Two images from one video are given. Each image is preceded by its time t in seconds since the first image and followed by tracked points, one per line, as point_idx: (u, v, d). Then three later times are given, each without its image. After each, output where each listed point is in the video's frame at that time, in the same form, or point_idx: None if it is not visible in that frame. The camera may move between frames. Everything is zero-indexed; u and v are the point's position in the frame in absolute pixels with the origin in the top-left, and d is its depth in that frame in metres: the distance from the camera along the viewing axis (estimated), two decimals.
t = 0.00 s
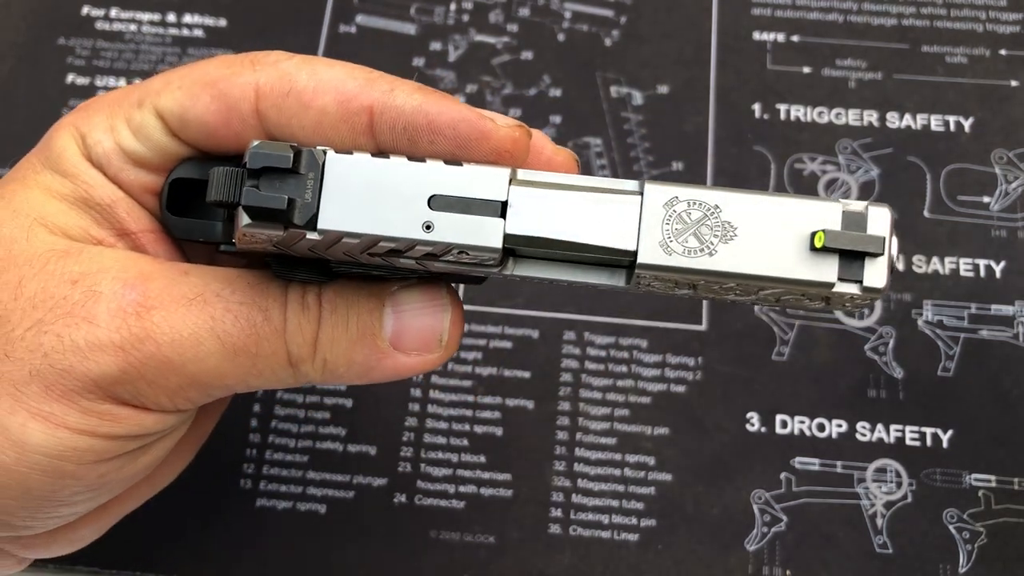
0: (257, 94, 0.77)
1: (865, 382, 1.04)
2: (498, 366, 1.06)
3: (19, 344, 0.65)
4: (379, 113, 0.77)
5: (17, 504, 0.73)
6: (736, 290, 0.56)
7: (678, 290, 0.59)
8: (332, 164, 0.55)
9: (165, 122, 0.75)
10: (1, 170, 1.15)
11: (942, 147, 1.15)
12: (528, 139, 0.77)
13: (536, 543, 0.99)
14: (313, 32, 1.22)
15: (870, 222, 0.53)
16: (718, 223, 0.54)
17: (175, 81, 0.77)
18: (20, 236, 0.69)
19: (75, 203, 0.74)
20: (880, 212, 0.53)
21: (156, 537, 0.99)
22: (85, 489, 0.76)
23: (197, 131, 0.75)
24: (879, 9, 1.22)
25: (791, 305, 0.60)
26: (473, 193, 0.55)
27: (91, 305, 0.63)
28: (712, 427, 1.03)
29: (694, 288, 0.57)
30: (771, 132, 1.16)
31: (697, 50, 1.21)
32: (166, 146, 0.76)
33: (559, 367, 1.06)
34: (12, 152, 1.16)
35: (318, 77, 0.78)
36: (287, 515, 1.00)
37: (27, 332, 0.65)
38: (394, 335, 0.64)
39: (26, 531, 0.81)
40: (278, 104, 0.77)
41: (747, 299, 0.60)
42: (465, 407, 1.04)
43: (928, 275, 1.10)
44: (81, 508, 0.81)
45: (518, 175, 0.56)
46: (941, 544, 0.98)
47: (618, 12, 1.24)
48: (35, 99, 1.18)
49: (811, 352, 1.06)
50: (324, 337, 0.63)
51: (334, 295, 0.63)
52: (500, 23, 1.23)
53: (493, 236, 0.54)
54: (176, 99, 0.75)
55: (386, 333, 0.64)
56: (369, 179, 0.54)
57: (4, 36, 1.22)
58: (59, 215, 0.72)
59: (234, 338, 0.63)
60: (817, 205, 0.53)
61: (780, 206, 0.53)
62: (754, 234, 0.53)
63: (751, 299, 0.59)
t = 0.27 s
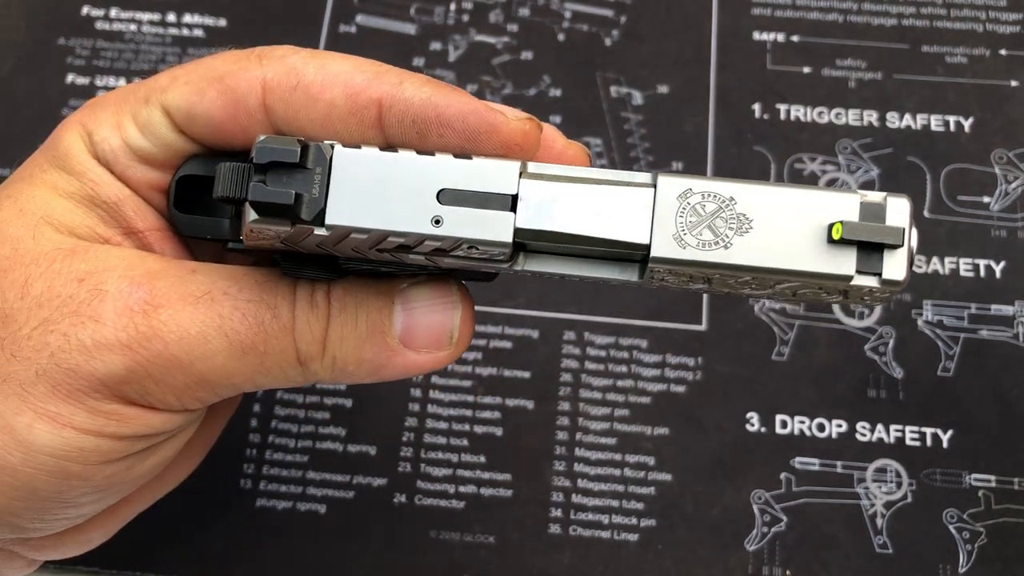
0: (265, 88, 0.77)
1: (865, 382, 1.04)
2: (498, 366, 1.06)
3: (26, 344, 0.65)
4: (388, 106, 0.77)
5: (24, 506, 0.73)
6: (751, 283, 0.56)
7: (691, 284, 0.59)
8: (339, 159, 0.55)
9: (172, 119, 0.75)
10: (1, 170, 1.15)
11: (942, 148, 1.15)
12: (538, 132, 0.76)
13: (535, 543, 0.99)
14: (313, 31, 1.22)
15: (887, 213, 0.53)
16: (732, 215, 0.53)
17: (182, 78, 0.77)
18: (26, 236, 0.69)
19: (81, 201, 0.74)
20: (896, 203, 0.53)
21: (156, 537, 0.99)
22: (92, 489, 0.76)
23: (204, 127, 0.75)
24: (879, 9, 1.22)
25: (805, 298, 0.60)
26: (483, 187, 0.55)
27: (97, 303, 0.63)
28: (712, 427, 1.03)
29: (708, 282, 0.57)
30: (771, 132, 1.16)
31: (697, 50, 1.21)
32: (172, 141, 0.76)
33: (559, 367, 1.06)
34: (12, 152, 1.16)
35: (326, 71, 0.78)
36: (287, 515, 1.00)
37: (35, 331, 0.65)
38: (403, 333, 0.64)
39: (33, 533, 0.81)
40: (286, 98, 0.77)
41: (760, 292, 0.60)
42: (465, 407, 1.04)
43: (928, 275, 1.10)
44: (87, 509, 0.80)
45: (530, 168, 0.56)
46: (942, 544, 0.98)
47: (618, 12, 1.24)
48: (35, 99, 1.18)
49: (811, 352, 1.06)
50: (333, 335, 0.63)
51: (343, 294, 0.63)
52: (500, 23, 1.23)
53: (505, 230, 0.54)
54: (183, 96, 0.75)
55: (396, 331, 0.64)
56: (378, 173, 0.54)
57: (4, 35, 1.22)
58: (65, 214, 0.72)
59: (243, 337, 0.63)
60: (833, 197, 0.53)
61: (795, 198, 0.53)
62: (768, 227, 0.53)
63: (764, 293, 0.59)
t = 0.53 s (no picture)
0: (268, 90, 0.76)
1: (865, 382, 1.04)
2: (498, 366, 1.06)
3: (30, 346, 0.65)
4: (391, 108, 0.77)
5: (28, 508, 0.73)
6: (755, 283, 0.56)
7: (695, 285, 0.59)
8: (344, 161, 0.55)
9: (175, 120, 0.75)
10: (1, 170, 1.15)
11: (942, 148, 1.15)
12: (541, 132, 0.76)
13: (535, 543, 0.99)
14: (313, 32, 1.22)
15: (890, 213, 0.53)
16: (735, 215, 0.53)
17: (185, 80, 0.77)
18: (30, 237, 0.69)
19: (85, 203, 0.74)
20: (900, 204, 0.53)
21: (157, 537, 0.99)
22: (95, 492, 0.76)
23: (207, 128, 0.75)
24: (879, 9, 1.22)
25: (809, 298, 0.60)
26: (487, 187, 0.55)
27: (101, 305, 0.63)
28: (712, 427, 1.03)
29: (712, 282, 0.57)
30: (771, 132, 1.16)
31: (696, 50, 1.21)
32: (175, 143, 0.75)
33: (559, 367, 1.06)
34: (13, 152, 1.16)
35: (329, 73, 0.78)
36: (287, 515, 1.00)
37: (38, 333, 0.65)
38: (407, 333, 0.64)
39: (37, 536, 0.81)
40: (289, 100, 0.77)
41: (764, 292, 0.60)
42: (465, 407, 1.04)
43: (928, 275, 1.10)
44: (91, 511, 0.80)
45: (533, 169, 0.56)
46: (942, 544, 0.98)
47: (618, 12, 1.24)
48: (35, 99, 1.18)
49: (811, 352, 1.06)
50: (337, 336, 0.63)
51: (347, 294, 0.63)
52: (500, 23, 1.23)
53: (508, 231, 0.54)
54: (186, 97, 0.75)
55: (399, 332, 0.64)
56: (383, 174, 0.54)
57: (5, 35, 1.22)
58: (69, 216, 0.72)
59: (247, 338, 0.63)
60: (835, 196, 0.53)
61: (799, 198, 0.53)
62: (772, 227, 0.53)
63: (768, 293, 0.60)
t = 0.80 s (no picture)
0: (270, 94, 0.77)
1: (865, 382, 1.04)
2: (498, 366, 1.06)
3: (29, 353, 0.65)
4: (392, 114, 0.77)
5: (30, 515, 0.73)
6: (759, 290, 0.56)
7: (698, 291, 0.59)
8: (346, 166, 0.55)
9: (177, 124, 0.75)
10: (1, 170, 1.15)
11: (942, 148, 1.15)
12: (545, 136, 0.75)
13: (536, 543, 0.99)
14: (313, 32, 1.22)
15: (895, 220, 0.53)
16: (740, 222, 0.53)
17: (186, 82, 0.77)
18: (29, 243, 0.69)
19: (85, 208, 0.74)
20: (905, 211, 0.53)
21: (157, 539, 0.99)
22: (96, 498, 0.76)
23: (210, 132, 0.75)
24: (879, 9, 1.22)
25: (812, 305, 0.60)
26: (490, 193, 0.55)
27: (102, 311, 0.63)
28: (712, 427, 1.03)
29: (716, 289, 0.57)
30: (771, 133, 1.16)
31: (696, 50, 1.21)
32: (176, 147, 0.76)
33: (559, 367, 1.06)
34: (13, 152, 1.16)
35: (330, 78, 0.78)
36: (288, 516, 1.00)
37: (38, 340, 0.65)
38: (409, 338, 0.64)
39: (38, 542, 0.81)
40: (290, 105, 0.77)
41: (767, 299, 0.60)
42: (465, 407, 1.04)
43: (928, 275, 1.10)
44: (92, 517, 0.80)
45: (536, 175, 0.56)
46: (942, 544, 0.98)
47: (618, 13, 1.24)
48: (35, 99, 1.18)
49: (811, 352, 1.06)
50: (339, 340, 0.63)
51: (348, 299, 0.63)
52: (500, 23, 1.23)
53: (511, 237, 0.54)
54: (187, 101, 0.75)
55: (402, 337, 0.64)
56: (386, 181, 0.54)
57: (4, 36, 1.22)
58: (69, 221, 0.72)
59: (248, 344, 0.63)
60: (840, 203, 0.53)
61: (804, 205, 0.53)
62: (776, 235, 0.53)
63: (771, 299, 0.60)
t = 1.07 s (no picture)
0: (268, 87, 0.77)
1: (865, 382, 1.04)
2: (498, 366, 1.06)
3: (27, 350, 0.65)
4: (390, 107, 0.77)
5: (28, 512, 0.73)
6: (760, 282, 0.56)
7: (699, 284, 0.59)
8: (345, 160, 0.54)
9: (173, 118, 0.75)
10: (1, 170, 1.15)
11: (942, 148, 1.15)
12: (544, 128, 0.74)
13: (536, 543, 0.99)
14: (313, 31, 1.22)
15: (897, 212, 0.53)
16: (742, 214, 0.53)
17: (183, 77, 0.77)
18: (27, 240, 0.69)
19: (82, 204, 0.74)
20: (907, 202, 0.53)
21: (156, 538, 0.99)
22: (95, 495, 0.76)
23: (207, 127, 0.74)
24: (879, 9, 1.22)
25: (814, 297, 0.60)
26: (490, 186, 0.55)
27: (99, 307, 0.63)
28: (713, 427, 1.02)
29: (717, 281, 0.57)
30: (771, 133, 1.16)
31: (696, 50, 1.21)
32: (173, 142, 0.75)
33: (559, 367, 1.06)
34: (12, 152, 1.16)
35: (328, 71, 0.78)
36: (287, 516, 1.00)
37: (35, 336, 0.65)
38: (409, 333, 0.64)
39: (36, 540, 0.81)
40: (288, 99, 0.77)
41: (768, 291, 0.60)
42: (465, 407, 1.04)
43: (928, 275, 1.10)
44: (91, 515, 0.80)
45: (536, 167, 0.56)
46: (942, 544, 0.98)
47: (618, 12, 1.24)
48: (35, 99, 1.18)
49: (811, 352, 1.06)
50: (338, 336, 0.63)
51: (347, 294, 0.63)
52: (500, 23, 1.23)
53: (512, 229, 0.54)
54: (184, 95, 0.75)
55: (401, 332, 0.64)
56: (385, 173, 0.54)
57: (4, 35, 1.22)
58: (65, 217, 0.72)
59: (247, 339, 0.63)
60: (842, 194, 0.53)
61: (805, 196, 0.53)
62: (777, 226, 0.53)
63: (772, 292, 0.60)
